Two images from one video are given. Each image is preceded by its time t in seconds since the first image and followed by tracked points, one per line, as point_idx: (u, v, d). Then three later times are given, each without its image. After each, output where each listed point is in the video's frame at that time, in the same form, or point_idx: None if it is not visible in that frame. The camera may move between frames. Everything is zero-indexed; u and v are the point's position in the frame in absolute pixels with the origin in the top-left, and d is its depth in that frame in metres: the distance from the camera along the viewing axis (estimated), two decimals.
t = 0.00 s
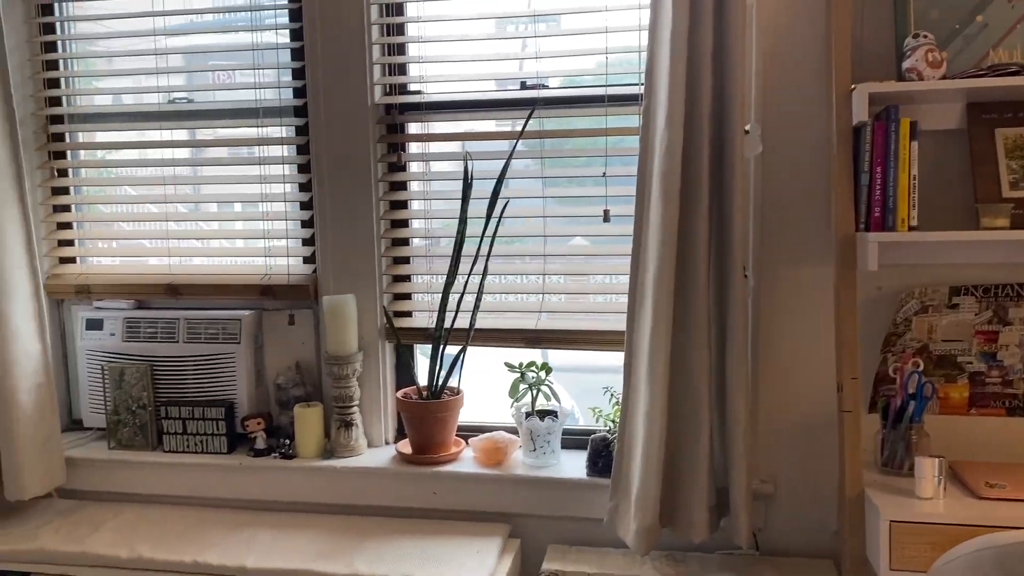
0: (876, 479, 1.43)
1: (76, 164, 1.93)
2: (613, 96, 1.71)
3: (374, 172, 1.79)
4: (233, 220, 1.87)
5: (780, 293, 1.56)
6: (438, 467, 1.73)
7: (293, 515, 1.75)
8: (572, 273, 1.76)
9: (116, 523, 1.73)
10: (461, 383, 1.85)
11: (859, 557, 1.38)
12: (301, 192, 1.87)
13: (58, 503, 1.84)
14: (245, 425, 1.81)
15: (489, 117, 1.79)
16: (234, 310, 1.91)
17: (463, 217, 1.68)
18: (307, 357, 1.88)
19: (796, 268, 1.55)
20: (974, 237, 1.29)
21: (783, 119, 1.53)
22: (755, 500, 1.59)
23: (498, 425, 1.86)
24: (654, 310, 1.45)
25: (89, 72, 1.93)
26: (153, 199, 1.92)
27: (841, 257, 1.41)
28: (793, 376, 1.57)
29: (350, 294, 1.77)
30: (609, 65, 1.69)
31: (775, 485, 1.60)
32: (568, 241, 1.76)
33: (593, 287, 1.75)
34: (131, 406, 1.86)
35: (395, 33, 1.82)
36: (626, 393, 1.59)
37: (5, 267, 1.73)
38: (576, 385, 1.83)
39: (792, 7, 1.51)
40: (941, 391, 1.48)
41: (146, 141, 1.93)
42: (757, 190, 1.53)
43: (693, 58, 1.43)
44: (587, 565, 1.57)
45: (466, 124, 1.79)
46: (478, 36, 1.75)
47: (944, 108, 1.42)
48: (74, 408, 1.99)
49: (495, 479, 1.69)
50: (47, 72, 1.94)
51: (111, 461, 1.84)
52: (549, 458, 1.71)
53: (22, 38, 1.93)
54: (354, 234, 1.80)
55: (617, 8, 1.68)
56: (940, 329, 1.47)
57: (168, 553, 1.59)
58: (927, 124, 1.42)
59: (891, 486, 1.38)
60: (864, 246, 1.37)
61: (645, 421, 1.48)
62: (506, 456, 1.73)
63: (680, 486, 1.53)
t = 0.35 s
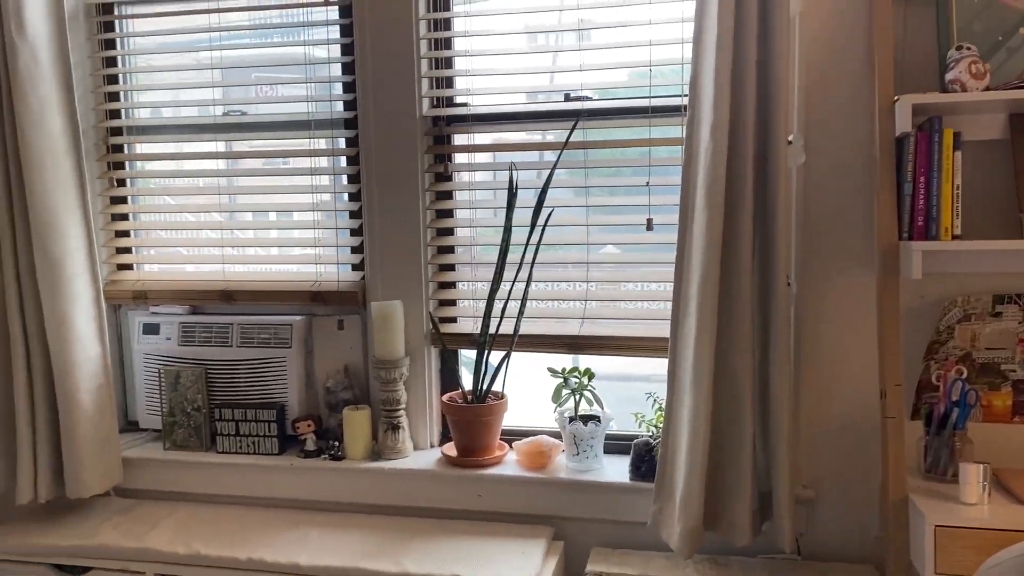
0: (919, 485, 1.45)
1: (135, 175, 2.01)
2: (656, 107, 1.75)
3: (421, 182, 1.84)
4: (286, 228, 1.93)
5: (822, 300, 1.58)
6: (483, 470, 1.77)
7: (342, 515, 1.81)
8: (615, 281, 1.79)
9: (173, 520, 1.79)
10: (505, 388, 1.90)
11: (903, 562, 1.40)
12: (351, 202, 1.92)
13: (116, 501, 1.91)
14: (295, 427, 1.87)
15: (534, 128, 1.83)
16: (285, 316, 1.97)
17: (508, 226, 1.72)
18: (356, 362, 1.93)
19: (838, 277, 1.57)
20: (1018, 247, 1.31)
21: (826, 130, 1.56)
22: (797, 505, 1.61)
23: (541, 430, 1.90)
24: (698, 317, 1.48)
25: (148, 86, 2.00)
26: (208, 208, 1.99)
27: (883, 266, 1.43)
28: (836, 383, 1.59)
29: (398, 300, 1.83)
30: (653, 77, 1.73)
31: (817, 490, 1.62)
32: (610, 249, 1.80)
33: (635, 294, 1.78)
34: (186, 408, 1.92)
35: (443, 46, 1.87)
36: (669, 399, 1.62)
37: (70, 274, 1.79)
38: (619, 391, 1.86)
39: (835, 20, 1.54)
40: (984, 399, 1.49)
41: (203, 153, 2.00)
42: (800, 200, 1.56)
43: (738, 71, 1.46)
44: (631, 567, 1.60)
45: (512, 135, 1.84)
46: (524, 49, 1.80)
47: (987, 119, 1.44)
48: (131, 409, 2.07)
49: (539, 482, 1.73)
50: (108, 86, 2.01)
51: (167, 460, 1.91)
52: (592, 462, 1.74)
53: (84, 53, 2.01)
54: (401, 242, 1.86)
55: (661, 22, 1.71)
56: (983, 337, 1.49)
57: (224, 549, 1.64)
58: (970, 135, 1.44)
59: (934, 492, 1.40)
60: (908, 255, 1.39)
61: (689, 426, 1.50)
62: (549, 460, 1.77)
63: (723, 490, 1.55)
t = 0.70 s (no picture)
0: (952, 502, 1.47)
1: (181, 198, 2.08)
2: (690, 132, 1.80)
3: (458, 204, 1.89)
4: (327, 249, 1.99)
5: (854, 320, 1.61)
6: (519, 485, 1.81)
7: (382, 530, 1.85)
8: (648, 301, 1.84)
9: (218, 533, 1.84)
10: (540, 406, 1.94)
11: None
12: (390, 223, 1.98)
13: (161, 514, 1.96)
14: (335, 442, 1.92)
15: (569, 152, 1.88)
16: (325, 334, 2.03)
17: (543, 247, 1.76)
18: (393, 379, 1.98)
19: (870, 298, 1.60)
20: None
21: (857, 155, 1.59)
22: (831, 522, 1.63)
23: (576, 447, 1.94)
24: (733, 337, 1.51)
25: (195, 113, 2.08)
26: (251, 230, 2.05)
27: (915, 287, 1.46)
28: (868, 401, 1.62)
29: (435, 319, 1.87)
30: (686, 103, 1.78)
31: (850, 507, 1.64)
32: (643, 270, 1.84)
33: (668, 314, 1.82)
34: (229, 424, 1.98)
35: (480, 74, 1.93)
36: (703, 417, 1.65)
37: (119, 296, 1.86)
38: (653, 409, 1.90)
39: (864, 47, 1.58)
40: (1016, 418, 1.52)
41: (247, 176, 2.07)
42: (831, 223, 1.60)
43: (770, 98, 1.50)
44: None
45: (547, 159, 1.89)
46: (560, 77, 1.85)
47: (1016, 144, 1.47)
48: (174, 425, 2.12)
49: (575, 498, 1.76)
50: (156, 112, 2.09)
51: (210, 475, 1.96)
52: (626, 479, 1.77)
53: (134, 81, 2.09)
54: (438, 263, 1.91)
55: (693, 49, 1.76)
56: (1014, 357, 1.51)
57: (269, 561, 1.69)
58: (999, 159, 1.48)
59: (968, 510, 1.42)
60: (939, 277, 1.42)
61: (724, 444, 1.54)
62: (584, 477, 1.80)
63: (757, 507, 1.58)
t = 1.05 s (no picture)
0: (978, 534, 1.49)
1: (217, 230, 2.14)
2: (714, 167, 1.84)
3: (487, 237, 1.94)
4: (359, 281, 2.04)
5: (878, 352, 1.64)
6: (547, 514, 1.84)
7: (412, 557, 1.88)
8: (674, 332, 1.87)
9: (252, 559, 1.88)
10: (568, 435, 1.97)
11: None
12: (420, 256, 2.03)
13: (195, 540, 2.00)
14: (365, 470, 1.95)
15: (596, 187, 1.93)
16: (355, 364, 2.07)
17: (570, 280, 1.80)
18: (422, 408, 2.02)
19: (894, 330, 1.63)
20: None
21: (879, 191, 1.63)
22: (857, 553, 1.65)
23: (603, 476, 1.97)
24: (759, 369, 1.55)
25: (232, 148, 2.14)
26: (284, 261, 2.11)
27: (938, 321, 1.50)
28: (892, 432, 1.65)
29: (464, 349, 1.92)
30: (710, 139, 1.83)
31: (875, 538, 1.66)
32: (669, 302, 1.88)
33: (694, 345, 1.86)
34: (262, 452, 2.02)
35: (508, 112, 1.99)
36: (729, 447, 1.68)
37: (158, 326, 1.92)
38: (679, 439, 1.93)
39: (885, 86, 1.62)
40: None
41: (281, 210, 2.13)
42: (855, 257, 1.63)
43: (794, 135, 1.55)
44: None
45: (574, 193, 1.94)
46: (587, 114, 1.91)
47: None
48: (207, 453, 2.17)
49: (603, 528, 1.79)
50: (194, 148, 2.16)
51: (243, 502, 2.00)
52: (653, 509, 1.80)
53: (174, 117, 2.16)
54: (468, 293, 1.95)
55: (718, 87, 1.81)
56: None
57: None
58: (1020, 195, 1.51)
59: (994, 541, 1.44)
60: (962, 311, 1.46)
61: (751, 475, 1.57)
62: (612, 506, 1.83)
63: (783, 537, 1.61)
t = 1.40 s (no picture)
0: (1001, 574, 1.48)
1: (242, 265, 2.17)
2: (733, 206, 1.87)
3: (508, 273, 1.97)
4: (381, 315, 2.07)
5: (898, 390, 1.65)
6: (567, 550, 1.84)
7: None
8: (693, 368, 1.89)
9: None
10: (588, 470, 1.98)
11: None
12: (442, 290, 2.06)
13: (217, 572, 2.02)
14: (386, 504, 1.96)
15: (615, 224, 1.95)
16: (377, 397, 2.10)
17: (591, 314, 1.81)
18: (442, 442, 2.04)
19: (913, 368, 1.64)
20: None
21: (897, 230, 1.65)
22: None
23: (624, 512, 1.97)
24: (780, 406, 1.56)
25: (257, 185, 2.18)
26: (307, 296, 2.15)
27: (957, 360, 1.51)
28: (914, 469, 1.65)
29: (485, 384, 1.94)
30: (729, 178, 1.85)
31: None
32: (688, 338, 1.89)
33: (714, 381, 1.87)
34: (284, 485, 2.04)
35: (530, 150, 2.03)
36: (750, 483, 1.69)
37: (184, 360, 1.96)
38: (700, 474, 1.94)
39: (902, 127, 1.65)
40: None
41: (305, 245, 2.17)
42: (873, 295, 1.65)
43: (813, 176, 1.57)
44: None
45: (594, 230, 1.97)
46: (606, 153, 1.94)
47: None
48: (229, 485, 2.19)
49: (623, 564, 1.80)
50: (221, 184, 2.20)
51: (265, 534, 2.02)
52: (674, 545, 1.80)
53: (202, 154, 2.20)
54: (488, 329, 1.98)
55: (736, 127, 1.84)
56: None
57: None
58: None
59: None
60: (982, 350, 1.47)
61: (773, 512, 1.58)
62: (632, 542, 1.84)
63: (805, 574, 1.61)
